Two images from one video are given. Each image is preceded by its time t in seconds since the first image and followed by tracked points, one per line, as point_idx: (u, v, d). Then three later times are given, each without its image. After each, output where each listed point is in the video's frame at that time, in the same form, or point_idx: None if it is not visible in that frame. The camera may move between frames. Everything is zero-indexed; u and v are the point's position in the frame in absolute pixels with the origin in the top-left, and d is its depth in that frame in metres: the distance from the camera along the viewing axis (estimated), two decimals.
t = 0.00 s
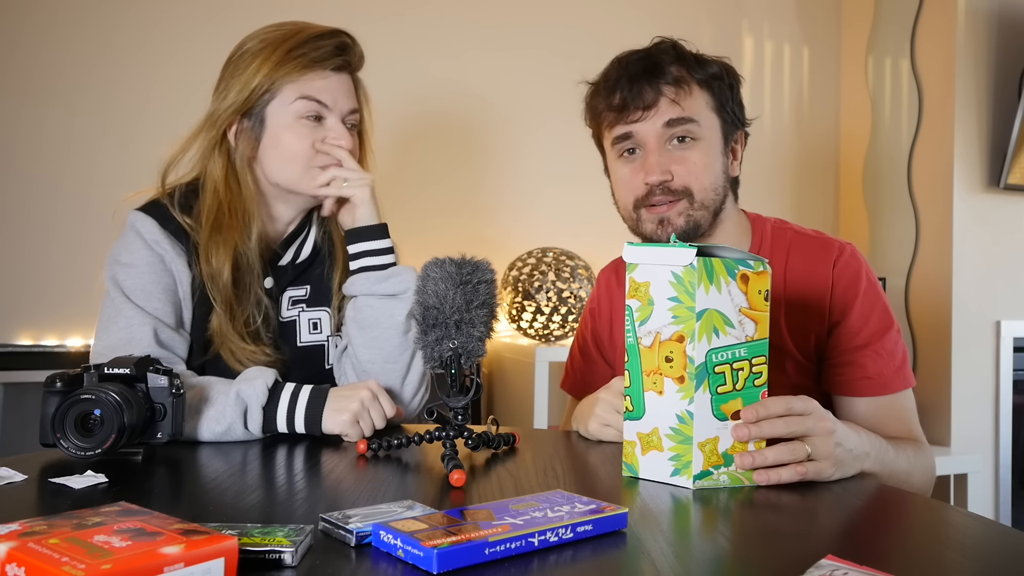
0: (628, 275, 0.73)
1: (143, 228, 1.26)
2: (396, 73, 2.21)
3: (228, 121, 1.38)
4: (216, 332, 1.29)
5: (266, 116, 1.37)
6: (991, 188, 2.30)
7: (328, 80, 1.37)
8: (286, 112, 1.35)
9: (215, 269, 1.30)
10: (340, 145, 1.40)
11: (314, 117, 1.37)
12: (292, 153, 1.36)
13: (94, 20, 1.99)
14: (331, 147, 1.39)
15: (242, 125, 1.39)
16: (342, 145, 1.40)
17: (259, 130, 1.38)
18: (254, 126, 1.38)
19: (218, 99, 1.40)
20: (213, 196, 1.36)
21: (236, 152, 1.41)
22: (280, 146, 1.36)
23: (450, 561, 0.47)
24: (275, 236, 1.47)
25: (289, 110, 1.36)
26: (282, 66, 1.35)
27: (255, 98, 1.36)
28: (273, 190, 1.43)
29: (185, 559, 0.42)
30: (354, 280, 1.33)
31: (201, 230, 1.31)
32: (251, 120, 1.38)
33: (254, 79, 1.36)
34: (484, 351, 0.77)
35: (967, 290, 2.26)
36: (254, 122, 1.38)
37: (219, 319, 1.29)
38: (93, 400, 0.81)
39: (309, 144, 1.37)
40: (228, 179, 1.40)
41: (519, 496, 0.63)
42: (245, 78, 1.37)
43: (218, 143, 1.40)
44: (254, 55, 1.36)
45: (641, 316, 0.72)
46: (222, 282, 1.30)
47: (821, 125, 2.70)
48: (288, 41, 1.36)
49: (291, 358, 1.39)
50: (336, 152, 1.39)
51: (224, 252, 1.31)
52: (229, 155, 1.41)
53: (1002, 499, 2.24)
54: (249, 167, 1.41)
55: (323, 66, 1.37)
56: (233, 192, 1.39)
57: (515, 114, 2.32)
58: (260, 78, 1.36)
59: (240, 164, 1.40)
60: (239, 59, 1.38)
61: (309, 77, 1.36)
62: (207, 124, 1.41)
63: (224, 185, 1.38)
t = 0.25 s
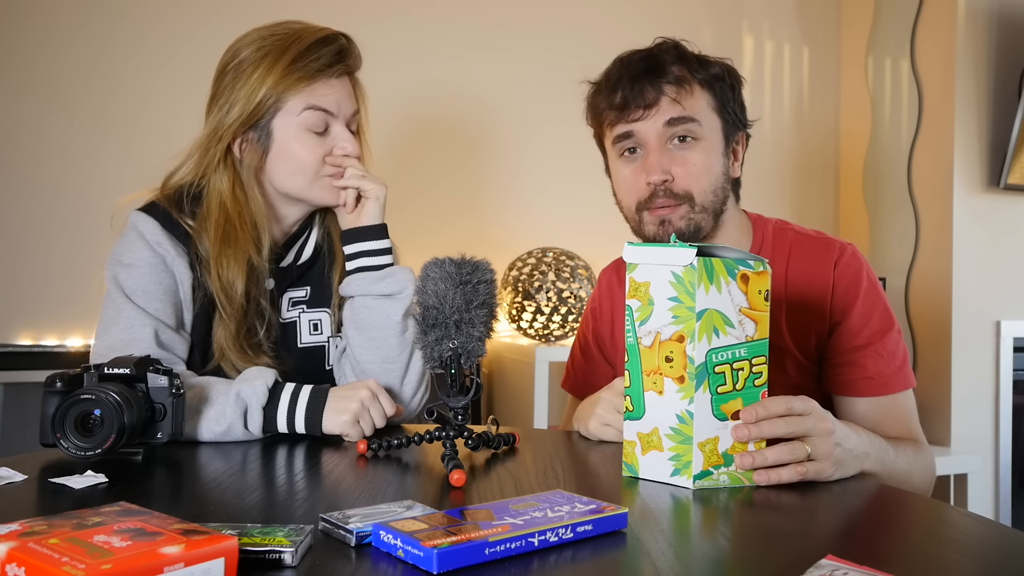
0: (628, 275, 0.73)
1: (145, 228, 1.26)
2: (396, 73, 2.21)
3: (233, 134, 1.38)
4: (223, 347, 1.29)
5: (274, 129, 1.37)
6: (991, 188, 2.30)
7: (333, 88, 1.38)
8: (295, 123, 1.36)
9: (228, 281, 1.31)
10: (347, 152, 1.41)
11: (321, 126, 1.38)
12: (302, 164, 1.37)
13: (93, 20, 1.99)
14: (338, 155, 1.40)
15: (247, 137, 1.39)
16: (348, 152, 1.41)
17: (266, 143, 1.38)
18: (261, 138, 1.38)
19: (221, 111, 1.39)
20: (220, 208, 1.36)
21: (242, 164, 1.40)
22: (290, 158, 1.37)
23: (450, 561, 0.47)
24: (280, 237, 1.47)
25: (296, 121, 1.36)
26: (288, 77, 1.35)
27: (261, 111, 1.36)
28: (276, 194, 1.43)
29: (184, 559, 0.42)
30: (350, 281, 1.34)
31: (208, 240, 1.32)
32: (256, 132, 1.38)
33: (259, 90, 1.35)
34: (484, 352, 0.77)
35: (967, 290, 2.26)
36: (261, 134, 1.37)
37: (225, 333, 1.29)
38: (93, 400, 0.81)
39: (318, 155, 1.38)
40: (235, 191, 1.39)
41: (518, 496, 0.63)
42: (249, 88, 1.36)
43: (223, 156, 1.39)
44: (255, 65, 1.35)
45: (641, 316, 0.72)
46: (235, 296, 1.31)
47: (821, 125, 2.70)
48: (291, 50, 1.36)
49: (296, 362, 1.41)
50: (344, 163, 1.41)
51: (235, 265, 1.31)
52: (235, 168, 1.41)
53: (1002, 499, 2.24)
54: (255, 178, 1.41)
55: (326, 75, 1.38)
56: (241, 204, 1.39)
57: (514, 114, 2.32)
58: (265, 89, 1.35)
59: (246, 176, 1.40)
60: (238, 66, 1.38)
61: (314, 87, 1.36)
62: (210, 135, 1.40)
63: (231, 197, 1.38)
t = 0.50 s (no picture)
0: (628, 275, 0.73)
1: (144, 229, 1.26)
2: (396, 73, 2.21)
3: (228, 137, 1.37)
4: (222, 350, 1.31)
5: (269, 131, 1.37)
6: (991, 188, 2.30)
7: (328, 88, 1.38)
8: (290, 124, 1.36)
9: (224, 284, 1.30)
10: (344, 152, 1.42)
11: (316, 125, 1.38)
12: (299, 165, 1.38)
13: (94, 20, 1.99)
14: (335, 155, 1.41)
15: (243, 139, 1.39)
16: (344, 151, 1.41)
17: (262, 144, 1.38)
18: (257, 140, 1.38)
19: (215, 114, 1.38)
20: (215, 211, 1.36)
21: (238, 166, 1.40)
22: (286, 159, 1.37)
23: (450, 561, 0.47)
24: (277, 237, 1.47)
25: (292, 121, 1.36)
26: (281, 79, 1.35)
27: (256, 114, 1.36)
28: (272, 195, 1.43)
29: (184, 559, 0.42)
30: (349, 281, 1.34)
31: (204, 243, 1.31)
32: (252, 133, 1.38)
33: (253, 92, 1.35)
34: (483, 351, 0.77)
35: (967, 290, 2.26)
36: (256, 136, 1.37)
37: (224, 337, 1.30)
38: (93, 400, 0.81)
39: (314, 155, 1.38)
40: (231, 195, 1.39)
41: (518, 496, 0.63)
42: (244, 89, 1.36)
43: (220, 159, 1.39)
44: (249, 66, 1.35)
45: (641, 316, 0.71)
46: (232, 299, 1.31)
47: (821, 125, 2.70)
48: (284, 51, 1.35)
49: (296, 362, 1.41)
50: (341, 163, 1.41)
51: (231, 268, 1.31)
52: (232, 170, 1.41)
53: (1001, 499, 2.24)
54: (251, 181, 1.40)
55: (320, 75, 1.37)
56: (237, 207, 1.38)
57: (514, 114, 2.32)
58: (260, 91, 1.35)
59: (242, 178, 1.40)
60: (233, 68, 1.37)
61: (307, 88, 1.36)
62: (205, 139, 1.39)
63: (227, 200, 1.37)
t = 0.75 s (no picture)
0: (628, 275, 0.73)
1: (142, 230, 1.26)
2: (396, 73, 2.21)
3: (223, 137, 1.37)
4: (217, 351, 1.30)
5: (264, 131, 1.37)
6: (991, 188, 2.30)
7: (324, 87, 1.38)
8: (285, 124, 1.36)
9: (218, 285, 1.30)
10: (340, 151, 1.41)
11: (312, 125, 1.38)
12: (294, 165, 1.38)
13: (94, 20, 1.99)
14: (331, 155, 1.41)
15: (239, 138, 1.38)
16: (340, 151, 1.41)
17: (258, 143, 1.38)
18: (252, 140, 1.38)
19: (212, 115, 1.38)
20: (210, 211, 1.35)
21: (235, 166, 1.40)
22: (281, 159, 1.37)
23: (449, 561, 0.47)
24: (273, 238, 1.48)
25: (287, 121, 1.36)
26: (277, 78, 1.35)
27: (251, 113, 1.36)
28: (270, 196, 1.44)
29: (184, 559, 0.42)
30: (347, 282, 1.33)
31: (199, 245, 1.31)
32: (248, 133, 1.38)
33: (250, 91, 1.35)
34: (483, 351, 0.77)
35: (967, 290, 2.26)
36: (252, 135, 1.37)
37: (219, 338, 1.30)
38: (93, 400, 0.81)
39: (310, 155, 1.38)
40: (226, 195, 1.38)
41: (519, 496, 0.63)
42: (240, 90, 1.36)
43: (215, 159, 1.39)
44: (244, 66, 1.35)
45: (641, 316, 0.72)
46: (225, 299, 1.30)
47: (821, 126, 2.70)
48: (279, 50, 1.35)
49: (294, 362, 1.42)
50: (336, 162, 1.41)
51: (225, 268, 1.30)
52: (228, 170, 1.40)
53: (1001, 499, 2.24)
54: (247, 180, 1.41)
55: (316, 75, 1.38)
56: (232, 207, 1.38)
57: (514, 114, 2.32)
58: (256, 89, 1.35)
59: (239, 179, 1.40)
60: (228, 67, 1.37)
61: (303, 87, 1.36)
62: (199, 140, 1.39)
63: (222, 200, 1.37)
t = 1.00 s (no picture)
0: (628, 275, 0.73)
1: (143, 230, 1.27)
2: (396, 73, 2.21)
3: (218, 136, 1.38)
4: (218, 349, 1.30)
5: (258, 130, 1.36)
6: (991, 188, 2.30)
7: (318, 86, 1.37)
8: (279, 123, 1.35)
9: (218, 283, 1.30)
10: (335, 151, 1.39)
11: (307, 125, 1.36)
12: (288, 164, 1.36)
13: (94, 20, 1.99)
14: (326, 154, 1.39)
15: (235, 137, 1.38)
16: (336, 150, 1.38)
17: (252, 143, 1.37)
18: (248, 139, 1.37)
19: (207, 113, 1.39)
20: (209, 210, 1.35)
21: (231, 165, 1.40)
22: (277, 157, 1.36)
23: (450, 561, 0.47)
24: (273, 239, 1.48)
25: (282, 121, 1.35)
26: (273, 75, 1.34)
27: (247, 109, 1.35)
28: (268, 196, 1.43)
29: (184, 559, 0.42)
30: (343, 283, 1.32)
31: (199, 243, 1.31)
32: (243, 132, 1.38)
33: (245, 88, 1.35)
34: (483, 351, 0.77)
35: (967, 290, 2.26)
36: (247, 135, 1.37)
37: (219, 336, 1.30)
38: (93, 400, 0.81)
39: (305, 154, 1.36)
40: (224, 193, 1.39)
41: (519, 496, 0.63)
42: (234, 89, 1.36)
43: (211, 158, 1.40)
44: (240, 65, 1.35)
45: (641, 316, 0.71)
46: (225, 297, 1.30)
47: (821, 126, 2.70)
48: (275, 48, 1.35)
49: (295, 363, 1.41)
50: (331, 161, 1.38)
51: (224, 267, 1.30)
52: (224, 169, 1.41)
53: (1001, 499, 2.24)
54: (243, 178, 1.41)
55: (310, 73, 1.36)
56: (230, 206, 1.38)
57: (514, 114, 2.32)
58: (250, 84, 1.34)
59: (236, 177, 1.40)
60: (225, 66, 1.37)
61: (298, 85, 1.35)
62: (198, 138, 1.40)
63: (220, 199, 1.38)
